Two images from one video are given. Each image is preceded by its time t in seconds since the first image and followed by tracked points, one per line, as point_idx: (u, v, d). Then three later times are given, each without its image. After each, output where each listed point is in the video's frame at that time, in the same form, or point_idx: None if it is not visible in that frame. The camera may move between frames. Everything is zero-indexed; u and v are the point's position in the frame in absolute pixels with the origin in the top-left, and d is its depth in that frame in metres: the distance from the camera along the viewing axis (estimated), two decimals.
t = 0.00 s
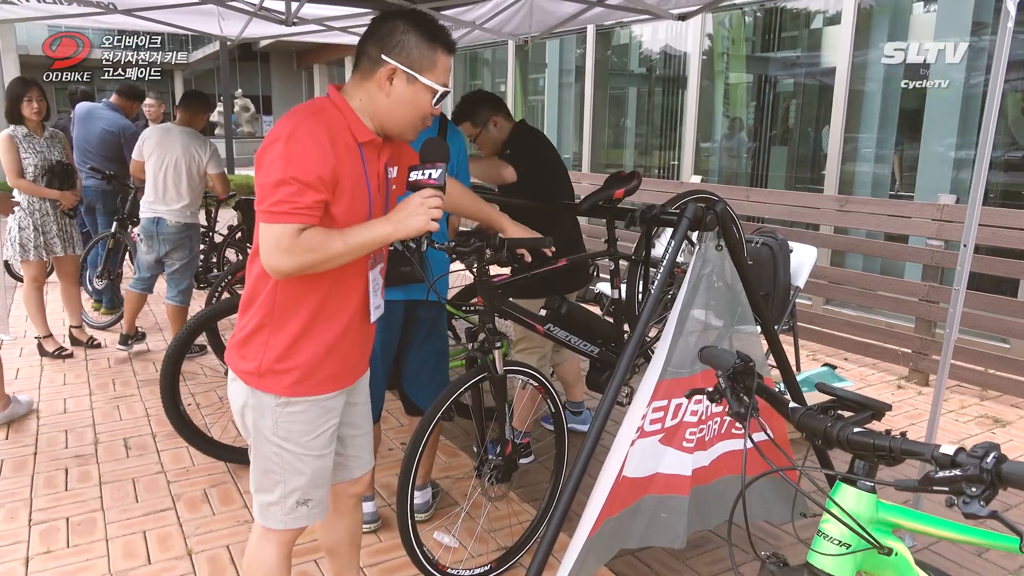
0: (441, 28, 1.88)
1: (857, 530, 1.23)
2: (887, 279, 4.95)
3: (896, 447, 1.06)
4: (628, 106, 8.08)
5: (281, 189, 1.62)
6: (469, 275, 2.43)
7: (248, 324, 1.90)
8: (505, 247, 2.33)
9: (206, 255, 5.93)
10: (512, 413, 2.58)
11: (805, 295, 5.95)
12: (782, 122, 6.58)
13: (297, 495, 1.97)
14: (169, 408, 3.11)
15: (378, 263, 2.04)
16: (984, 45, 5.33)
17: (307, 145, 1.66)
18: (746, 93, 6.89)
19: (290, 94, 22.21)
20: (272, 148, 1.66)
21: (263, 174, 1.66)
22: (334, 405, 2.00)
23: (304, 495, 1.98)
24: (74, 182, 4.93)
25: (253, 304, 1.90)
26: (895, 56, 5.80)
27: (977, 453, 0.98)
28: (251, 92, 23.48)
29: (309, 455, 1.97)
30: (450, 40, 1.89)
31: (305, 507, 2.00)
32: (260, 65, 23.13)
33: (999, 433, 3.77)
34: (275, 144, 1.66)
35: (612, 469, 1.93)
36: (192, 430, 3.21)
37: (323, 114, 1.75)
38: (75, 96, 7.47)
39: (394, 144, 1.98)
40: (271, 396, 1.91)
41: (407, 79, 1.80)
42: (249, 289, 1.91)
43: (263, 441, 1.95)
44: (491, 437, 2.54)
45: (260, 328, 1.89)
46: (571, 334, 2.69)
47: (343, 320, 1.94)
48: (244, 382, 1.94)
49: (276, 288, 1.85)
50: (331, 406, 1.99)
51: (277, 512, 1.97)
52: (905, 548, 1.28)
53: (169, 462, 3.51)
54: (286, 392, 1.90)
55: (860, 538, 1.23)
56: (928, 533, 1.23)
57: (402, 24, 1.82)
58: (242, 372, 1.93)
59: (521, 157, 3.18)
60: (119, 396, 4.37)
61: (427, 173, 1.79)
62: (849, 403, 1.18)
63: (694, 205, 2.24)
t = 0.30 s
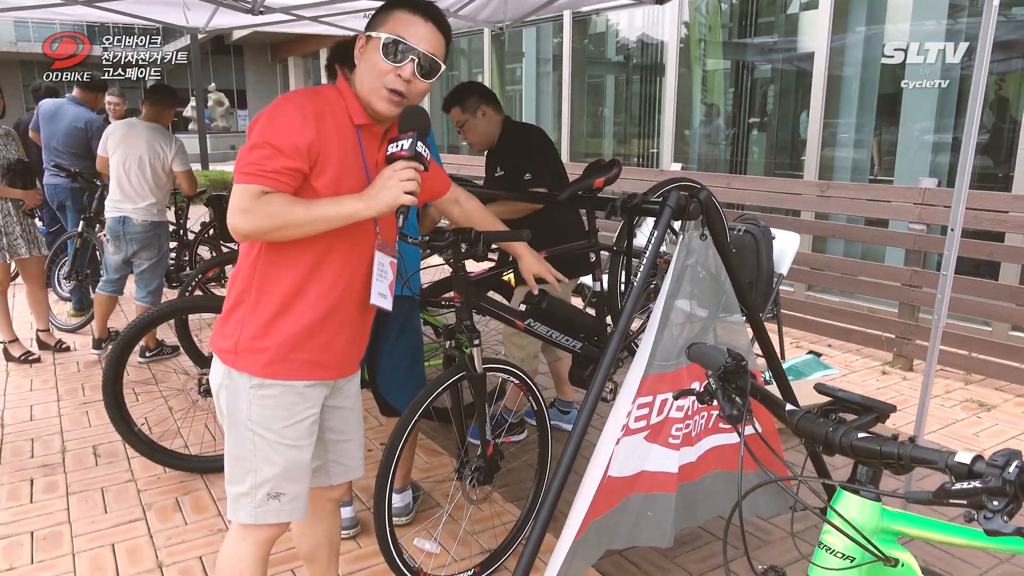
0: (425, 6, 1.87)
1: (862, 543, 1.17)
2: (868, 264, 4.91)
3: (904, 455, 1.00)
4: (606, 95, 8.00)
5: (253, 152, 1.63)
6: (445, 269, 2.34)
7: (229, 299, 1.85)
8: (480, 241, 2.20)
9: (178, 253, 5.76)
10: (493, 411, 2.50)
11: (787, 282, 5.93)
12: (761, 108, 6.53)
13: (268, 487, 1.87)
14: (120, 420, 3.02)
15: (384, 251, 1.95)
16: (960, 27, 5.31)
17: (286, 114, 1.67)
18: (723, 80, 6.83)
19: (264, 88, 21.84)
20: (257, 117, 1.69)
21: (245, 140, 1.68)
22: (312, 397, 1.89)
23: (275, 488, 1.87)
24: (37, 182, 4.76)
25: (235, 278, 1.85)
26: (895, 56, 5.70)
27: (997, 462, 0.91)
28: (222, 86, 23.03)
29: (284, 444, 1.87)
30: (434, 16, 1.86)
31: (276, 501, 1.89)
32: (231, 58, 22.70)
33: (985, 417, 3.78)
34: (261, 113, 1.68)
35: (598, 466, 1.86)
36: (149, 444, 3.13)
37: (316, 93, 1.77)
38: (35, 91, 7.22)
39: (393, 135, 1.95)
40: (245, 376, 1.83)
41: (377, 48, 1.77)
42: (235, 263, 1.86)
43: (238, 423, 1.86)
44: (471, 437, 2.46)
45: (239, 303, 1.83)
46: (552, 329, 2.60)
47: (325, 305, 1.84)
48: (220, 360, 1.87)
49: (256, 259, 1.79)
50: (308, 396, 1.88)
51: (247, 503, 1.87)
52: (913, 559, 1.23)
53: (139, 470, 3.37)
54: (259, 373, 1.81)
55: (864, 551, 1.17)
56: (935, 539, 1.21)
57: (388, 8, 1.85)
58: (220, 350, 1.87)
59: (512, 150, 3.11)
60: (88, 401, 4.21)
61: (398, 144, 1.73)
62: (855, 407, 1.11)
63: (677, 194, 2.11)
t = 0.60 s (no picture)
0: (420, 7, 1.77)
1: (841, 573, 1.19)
2: (861, 259, 4.86)
3: (910, 488, 0.93)
4: (597, 90, 7.91)
5: (233, 146, 1.55)
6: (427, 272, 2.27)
7: (207, 295, 1.77)
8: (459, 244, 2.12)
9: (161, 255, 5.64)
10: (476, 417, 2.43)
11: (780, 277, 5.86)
12: (752, 101, 6.46)
13: (234, 493, 1.76)
14: (75, 444, 2.91)
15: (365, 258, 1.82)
16: (952, 18, 5.24)
17: (270, 109, 1.59)
18: (714, 74, 6.75)
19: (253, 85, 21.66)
20: (244, 111, 1.62)
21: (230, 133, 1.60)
22: (285, 402, 1.78)
23: (240, 495, 1.76)
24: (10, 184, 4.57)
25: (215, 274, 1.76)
26: (894, 56, 5.62)
27: (1014, 501, 0.83)
28: (211, 84, 22.82)
29: (252, 450, 1.75)
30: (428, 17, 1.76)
31: (242, 510, 1.77)
32: (220, 55, 22.50)
33: (982, 415, 3.73)
34: (248, 108, 1.61)
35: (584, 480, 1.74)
36: (112, 467, 3.01)
37: (307, 90, 1.68)
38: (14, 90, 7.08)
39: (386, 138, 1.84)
40: (215, 378, 1.73)
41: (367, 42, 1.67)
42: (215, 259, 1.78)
43: (207, 426, 1.76)
44: (455, 447, 2.40)
45: (215, 300, 1.74)
46: (537, 333, 2.53)
47: (301, 310, 1.72)
48: (194, 360, 1.78)
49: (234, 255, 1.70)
50: (280, 401, 1.77)
51: (212, 510, 1.76)
52: None
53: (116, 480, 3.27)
54: (228, 376, 1.71)
55: None
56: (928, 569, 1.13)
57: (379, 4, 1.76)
58: (194, 348, 1.78)
59: (488, 149, 3.03)
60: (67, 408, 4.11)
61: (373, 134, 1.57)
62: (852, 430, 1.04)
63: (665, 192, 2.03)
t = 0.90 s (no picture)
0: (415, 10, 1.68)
1: None
2: (858, 258, 4.80)
3: (920, 531, 0.88)
4: (592, 87, 7.83)
5: (209, 149, 1.45)
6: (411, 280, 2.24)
7: (181, 304, 1.68)
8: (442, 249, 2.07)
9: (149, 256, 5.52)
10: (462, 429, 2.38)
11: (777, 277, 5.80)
12: (748, 97, 6.38)
13: (210, 513, 1.68)
14: (51, 486, 2.86)
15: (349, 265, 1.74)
16: (949, 13, 5.16)
17: (249, 110, 1.49)
18: (711, 70, 6.67)
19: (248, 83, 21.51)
20: (221, 111, 1.52)
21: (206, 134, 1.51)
22: (264, 416, 1.69)
23: (218, 515, 1.68)
24: None
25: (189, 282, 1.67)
26: (894, 56, 5.53)
27: None
28: (205, 81, 22.68)
29: (230, 467, 1.67)
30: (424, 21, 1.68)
31: (218, 530, 1.69)
32: (215, 53, 22.35)
33: (983, 417, 3.67)
34: (226, 108, 1.51)
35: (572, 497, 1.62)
36: (100, 492, 2.96)
37: (286, 90, 1.59)
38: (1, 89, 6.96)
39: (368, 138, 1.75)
40: (191, 391, 1.64)
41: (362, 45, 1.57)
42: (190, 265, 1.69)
43: (181, 441, 1.68)
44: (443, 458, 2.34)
45: (190, 310, 1.65)
46: (526, 340, 2.47)
47: (281, 321, 1.64)
48: (167, 372, 1.69)
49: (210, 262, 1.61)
50: (259, 415, 1.68)
51: (187, 532, 1.68)
52: None
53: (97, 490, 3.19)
54: (204, 389, 1.62)
55: None
56: None
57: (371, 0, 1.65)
58: (168, 359, 1.69)
59: (468, 146, 2.94)
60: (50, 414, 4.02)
61: (364, 143, 1.49)
62: (856, 462, 0.99)
63: (656, 194, 1.95)
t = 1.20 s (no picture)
0: (416, 22, 1.56)
1: None
2: (858, 255, 4.76)
3: (936, 558, 0.88)
4: (589, 83, 7.76)
5: (191, 175, 1.33)
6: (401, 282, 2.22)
7: (165, 327, 1.56)
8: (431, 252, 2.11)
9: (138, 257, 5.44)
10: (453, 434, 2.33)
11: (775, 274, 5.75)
12: (745, 92, 6.32)
13: (227, 538, 1.63)
14: (22, 496, 2.73)
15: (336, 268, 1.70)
16: (947, 7, 5.11)
17: (227, 128, 1.36)
18: (708, 65, 6.60)
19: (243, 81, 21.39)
20: (193, 127, 1.38)
21: (180, 156, 1.37)
22: (271, 428, 1.63)
23: (234, 538, 1.63)
24: None
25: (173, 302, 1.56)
26: (893, 56, 5.47)
27: None
28: (200, 80, 22.57)
29: (240, 486, 1.61)
30: (424, 39, 1.58)
31: (238, 553, 1.65)
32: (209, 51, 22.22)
33: (985, 415, 3.63)
34: (199, 124, 1.37)
35: (567, 504, 1.55)
36: (75, 502, 2.87)
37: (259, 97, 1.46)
38: None
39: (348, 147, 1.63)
40: (189, 416, 1.56)
41: (372, 79, 1.48)
42: (169, 286, 1.56)
43: (185, 467, 1.60)
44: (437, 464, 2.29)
45: (178, 333, 1.54)
46: (521, 342, 2.44)
47: (281, 334, 1.57)
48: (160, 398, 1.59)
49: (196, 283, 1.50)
50: (265, 428, 1.62)
51: (204, 559, 1.64)
52: None
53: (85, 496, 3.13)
54: (205, 412, 1.54)
55: None
56: None
57: (371, 11, 1.48)
58: (159, 384, 1.59)
59: (459, 148, 2.91)
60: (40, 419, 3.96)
61: (359, 172, 1.43)
62: (866, 483, 0.99)
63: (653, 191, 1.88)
